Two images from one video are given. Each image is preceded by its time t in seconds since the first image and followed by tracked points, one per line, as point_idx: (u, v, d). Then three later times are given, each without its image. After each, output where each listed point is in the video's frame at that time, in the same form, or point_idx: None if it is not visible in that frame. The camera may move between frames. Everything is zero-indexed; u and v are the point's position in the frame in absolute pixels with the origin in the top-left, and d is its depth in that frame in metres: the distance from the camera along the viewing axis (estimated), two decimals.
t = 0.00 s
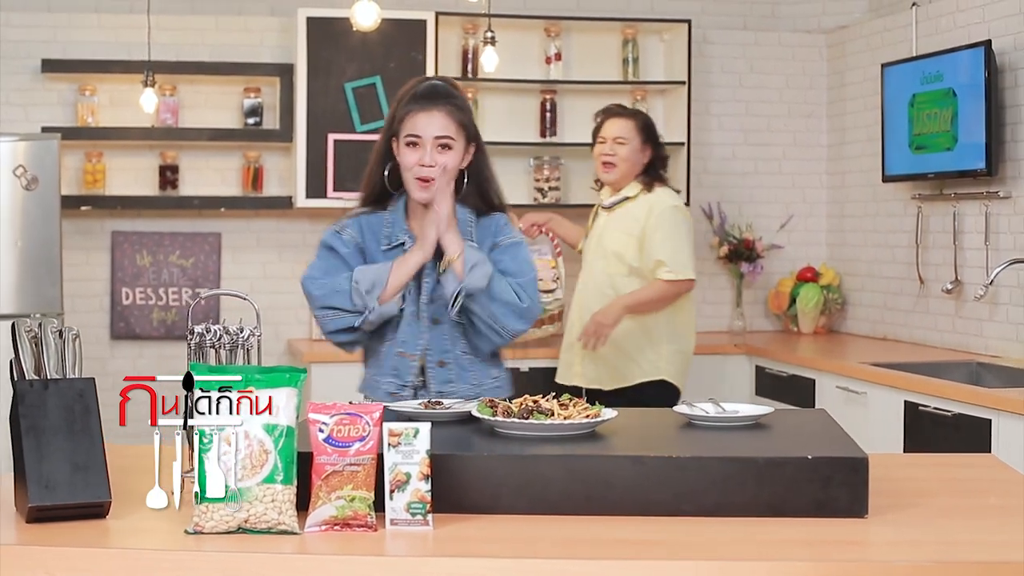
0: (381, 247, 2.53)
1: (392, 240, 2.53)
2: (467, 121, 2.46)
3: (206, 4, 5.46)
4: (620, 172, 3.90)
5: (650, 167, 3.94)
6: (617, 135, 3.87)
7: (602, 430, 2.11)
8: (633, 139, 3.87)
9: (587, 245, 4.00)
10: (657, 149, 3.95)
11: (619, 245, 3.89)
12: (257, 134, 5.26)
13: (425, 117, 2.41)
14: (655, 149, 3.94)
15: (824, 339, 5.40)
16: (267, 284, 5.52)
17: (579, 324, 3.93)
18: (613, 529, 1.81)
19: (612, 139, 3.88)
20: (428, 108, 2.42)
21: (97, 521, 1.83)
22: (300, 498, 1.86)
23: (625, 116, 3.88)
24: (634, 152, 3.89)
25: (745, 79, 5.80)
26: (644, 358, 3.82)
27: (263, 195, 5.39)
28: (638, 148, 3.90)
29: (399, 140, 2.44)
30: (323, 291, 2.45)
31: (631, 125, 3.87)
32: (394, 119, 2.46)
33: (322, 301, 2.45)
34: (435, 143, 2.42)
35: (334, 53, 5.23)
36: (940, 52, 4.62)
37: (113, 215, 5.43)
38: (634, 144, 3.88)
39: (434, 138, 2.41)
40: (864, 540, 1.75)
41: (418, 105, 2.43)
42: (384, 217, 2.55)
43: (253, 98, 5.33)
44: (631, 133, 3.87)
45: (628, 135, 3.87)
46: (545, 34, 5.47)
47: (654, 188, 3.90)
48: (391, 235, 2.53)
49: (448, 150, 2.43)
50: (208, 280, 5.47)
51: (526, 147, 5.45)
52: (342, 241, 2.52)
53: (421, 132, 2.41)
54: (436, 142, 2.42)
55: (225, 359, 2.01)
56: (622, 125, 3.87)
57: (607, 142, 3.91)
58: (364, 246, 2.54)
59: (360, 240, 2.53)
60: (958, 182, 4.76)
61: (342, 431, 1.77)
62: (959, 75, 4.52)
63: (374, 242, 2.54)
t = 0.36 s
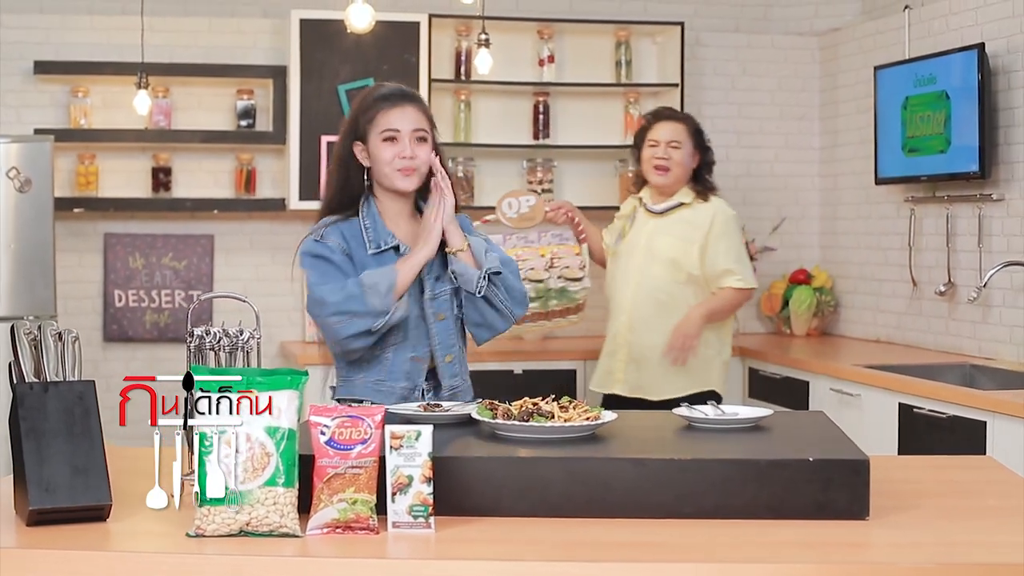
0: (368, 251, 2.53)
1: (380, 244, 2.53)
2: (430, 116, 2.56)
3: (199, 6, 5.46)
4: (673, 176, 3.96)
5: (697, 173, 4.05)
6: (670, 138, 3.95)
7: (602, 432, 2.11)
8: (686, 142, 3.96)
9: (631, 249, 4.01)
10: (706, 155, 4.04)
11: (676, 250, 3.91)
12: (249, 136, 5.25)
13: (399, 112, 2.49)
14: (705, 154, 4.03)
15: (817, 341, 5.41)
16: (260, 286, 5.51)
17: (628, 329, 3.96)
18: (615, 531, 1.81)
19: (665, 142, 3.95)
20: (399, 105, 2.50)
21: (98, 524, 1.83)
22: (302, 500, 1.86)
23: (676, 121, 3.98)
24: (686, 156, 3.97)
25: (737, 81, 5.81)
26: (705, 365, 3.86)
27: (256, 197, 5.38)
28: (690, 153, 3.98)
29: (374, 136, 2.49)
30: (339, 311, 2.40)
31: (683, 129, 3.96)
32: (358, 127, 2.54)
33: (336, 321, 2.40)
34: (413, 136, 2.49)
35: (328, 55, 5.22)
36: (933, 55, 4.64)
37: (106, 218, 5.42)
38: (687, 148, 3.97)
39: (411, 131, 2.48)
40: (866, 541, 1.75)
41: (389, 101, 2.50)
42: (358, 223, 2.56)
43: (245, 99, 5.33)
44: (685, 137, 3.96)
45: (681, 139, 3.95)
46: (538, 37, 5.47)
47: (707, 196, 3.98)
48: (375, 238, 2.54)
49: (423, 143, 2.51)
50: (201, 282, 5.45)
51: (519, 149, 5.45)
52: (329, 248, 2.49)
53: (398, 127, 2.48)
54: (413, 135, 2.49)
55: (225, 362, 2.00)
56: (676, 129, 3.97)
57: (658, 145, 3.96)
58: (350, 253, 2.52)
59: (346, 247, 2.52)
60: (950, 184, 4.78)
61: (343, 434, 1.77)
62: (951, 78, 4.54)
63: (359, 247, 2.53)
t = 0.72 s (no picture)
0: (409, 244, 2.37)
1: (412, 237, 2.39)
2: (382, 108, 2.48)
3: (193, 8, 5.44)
4: (699, 180, 3.45)
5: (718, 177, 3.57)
6: (694, 137, 3.43)
7: (602, 434, 2.11)
8: (711, 143, 3.46)
9: (664, 257, 3.50)
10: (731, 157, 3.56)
11: (716, 257, 3.50)
12: (243, 137, 5.24)
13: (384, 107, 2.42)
14: (729, 156, 3.54)
15: (811, 343, 5.42)
16: (254, 288, 5.50)
17: (676, 340, 3.46)
18: (618, 533, 1.81)
19: (689, 143, 3.43)
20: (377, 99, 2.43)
21: (99, 526, 1.83)
22: (305, 502, 1.86)
23: (698, 119, 3.48)
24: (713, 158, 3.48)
25: (731, 83, 5.81)
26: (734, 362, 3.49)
27: (250, 199, 5.37)
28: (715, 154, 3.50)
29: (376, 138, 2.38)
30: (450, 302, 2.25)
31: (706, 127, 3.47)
32: (351, 117, 2.35)
33: (435, 314, 2.26)
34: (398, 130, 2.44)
35: (323, 57, 5.19)
36: (927, 57, 4.65)
37: (100, 219, 5.40)
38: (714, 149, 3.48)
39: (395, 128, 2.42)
40: (869, 543, 1.75)
41: (367, 96, 2.39)
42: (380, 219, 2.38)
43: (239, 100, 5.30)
44: (710, 136, 3.45)
45: (707, 138, 3.44)
46: (533, 38, 5.47)
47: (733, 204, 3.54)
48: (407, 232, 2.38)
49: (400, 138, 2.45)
50: (195, 284, 5.44)
51: (513, 151, 5.45)
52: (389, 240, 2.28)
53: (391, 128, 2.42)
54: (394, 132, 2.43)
55: (225, 364, 2.00)
56: (701, 129, 3.46)
57: (681, 146, 3.45)
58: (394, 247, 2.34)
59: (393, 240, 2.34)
60: (944, 186, 4.79)
61: (346, 436, 1.77)
62: (944, 80, 4.56)
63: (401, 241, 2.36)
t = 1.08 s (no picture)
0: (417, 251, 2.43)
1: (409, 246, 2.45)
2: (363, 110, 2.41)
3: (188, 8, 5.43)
4: (702, 170, 3.50)
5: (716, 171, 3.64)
6: (690, 129, 3.51)
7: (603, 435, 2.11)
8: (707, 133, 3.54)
9: (685, 258, 3.52)
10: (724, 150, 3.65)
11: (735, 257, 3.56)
12: (238, 138, 5.23)
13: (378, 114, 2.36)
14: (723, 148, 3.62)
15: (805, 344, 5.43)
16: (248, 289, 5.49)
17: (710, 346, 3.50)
18: (621, 534, 1.81)
19: (687, 135, 3.50)
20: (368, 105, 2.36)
21: (101, 528, 1.83)
22: (308, 502, 1.86)
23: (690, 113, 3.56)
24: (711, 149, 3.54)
25: (726, 84, 5.82)
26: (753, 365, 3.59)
27: (244, 200, 5.35)
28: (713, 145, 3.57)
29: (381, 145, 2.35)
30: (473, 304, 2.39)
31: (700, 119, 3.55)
32: (359, 119, 2.29)
33: (474, 324, 2.41)
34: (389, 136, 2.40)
35: (317, 57, 5.19)
36: (921, 58, 4.66)
37: (94, 220, 5.38)
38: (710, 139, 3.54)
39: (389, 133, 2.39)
40: (872, 543, 1.76)
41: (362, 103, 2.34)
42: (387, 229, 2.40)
43: (234, 102, 5.30)
44: (704, 128, 3.54)
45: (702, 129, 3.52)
46: (527, 39, 5.47)
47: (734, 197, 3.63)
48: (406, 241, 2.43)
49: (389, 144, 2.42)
50: (189, 285, 5.43)
51: (508, 152, 5.44)
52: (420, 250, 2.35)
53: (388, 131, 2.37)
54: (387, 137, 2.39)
55: (226, 364, 1.99)
56: (693, 121, 3.54)
57: (679, 139, 3.51)
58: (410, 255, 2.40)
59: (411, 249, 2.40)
60: (939, 187, 4.81)
61: (349, 437, 1.76)
62: (938, 81, 4.58)
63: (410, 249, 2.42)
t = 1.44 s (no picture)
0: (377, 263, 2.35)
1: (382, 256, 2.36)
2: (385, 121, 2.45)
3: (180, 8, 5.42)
4: (730, 171, 3.30)
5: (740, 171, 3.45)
6: (717, 127, 3.29)
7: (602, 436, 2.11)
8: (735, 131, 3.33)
9: (708, 265, 3.32)
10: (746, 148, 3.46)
11: (755, 262, 3.36)
12: (230, 138, 5.22)
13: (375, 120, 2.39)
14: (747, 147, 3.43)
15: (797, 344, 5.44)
16: (240, 290, 5.48)
17: (732, 356, 3.29)
18: (622, 535, 1.81)
19: (715, 133, 3.28)
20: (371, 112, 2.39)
21: (100, 530, 1.82)
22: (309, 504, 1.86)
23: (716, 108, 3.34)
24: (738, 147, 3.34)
25: (718, 84, 5.82)
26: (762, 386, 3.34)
27: (237, 200, 5.34)
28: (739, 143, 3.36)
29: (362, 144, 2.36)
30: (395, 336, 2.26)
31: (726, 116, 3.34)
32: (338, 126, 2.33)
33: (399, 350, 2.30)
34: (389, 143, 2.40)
35: (310, 57, 5.18)
36: (913, 60, 4.68)
37: (86, 221, 5.37)
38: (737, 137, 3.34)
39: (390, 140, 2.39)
40: (873, 544, 1.76)
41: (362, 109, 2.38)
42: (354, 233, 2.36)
43: (226, 103, 5.29)
44: (731, 124, 3.32)
45: (730, 127, 3.30)
46: (520, 40, 5.47)
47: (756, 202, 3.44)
48: (378, 249, 2.36)
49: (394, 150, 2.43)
50: (181, 285, 5.42)
51: (500, 152, 5.44)
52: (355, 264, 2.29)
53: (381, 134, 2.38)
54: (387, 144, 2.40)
55: (226, 366, 1.99)
56: (721, 117, 3.32)
57: (705, 137, 3.29)
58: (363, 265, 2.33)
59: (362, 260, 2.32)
60: (931, 188, 4.82)
61: (350, 438, 1.76)
62: (930, 83, 4.59)
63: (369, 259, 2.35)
